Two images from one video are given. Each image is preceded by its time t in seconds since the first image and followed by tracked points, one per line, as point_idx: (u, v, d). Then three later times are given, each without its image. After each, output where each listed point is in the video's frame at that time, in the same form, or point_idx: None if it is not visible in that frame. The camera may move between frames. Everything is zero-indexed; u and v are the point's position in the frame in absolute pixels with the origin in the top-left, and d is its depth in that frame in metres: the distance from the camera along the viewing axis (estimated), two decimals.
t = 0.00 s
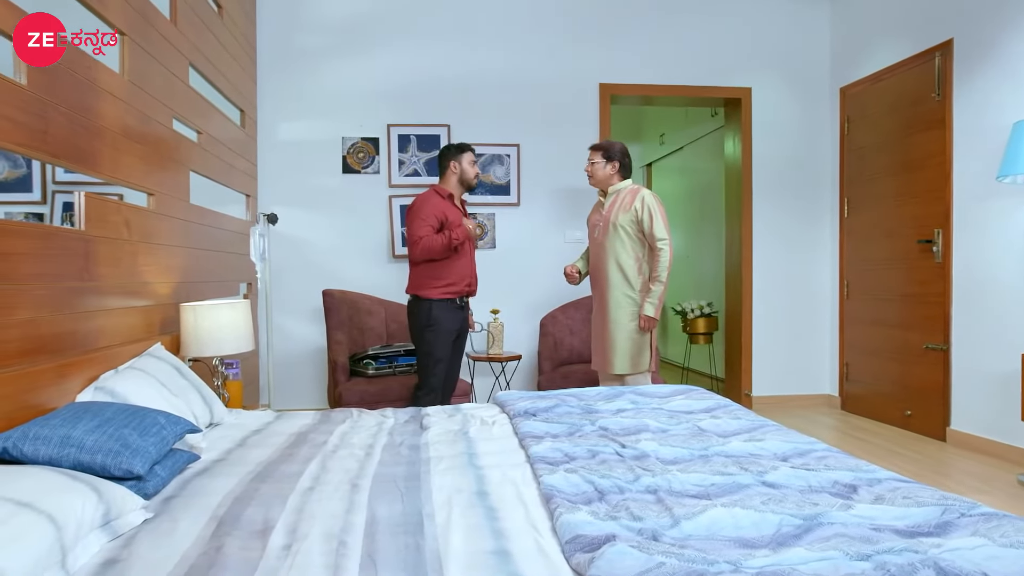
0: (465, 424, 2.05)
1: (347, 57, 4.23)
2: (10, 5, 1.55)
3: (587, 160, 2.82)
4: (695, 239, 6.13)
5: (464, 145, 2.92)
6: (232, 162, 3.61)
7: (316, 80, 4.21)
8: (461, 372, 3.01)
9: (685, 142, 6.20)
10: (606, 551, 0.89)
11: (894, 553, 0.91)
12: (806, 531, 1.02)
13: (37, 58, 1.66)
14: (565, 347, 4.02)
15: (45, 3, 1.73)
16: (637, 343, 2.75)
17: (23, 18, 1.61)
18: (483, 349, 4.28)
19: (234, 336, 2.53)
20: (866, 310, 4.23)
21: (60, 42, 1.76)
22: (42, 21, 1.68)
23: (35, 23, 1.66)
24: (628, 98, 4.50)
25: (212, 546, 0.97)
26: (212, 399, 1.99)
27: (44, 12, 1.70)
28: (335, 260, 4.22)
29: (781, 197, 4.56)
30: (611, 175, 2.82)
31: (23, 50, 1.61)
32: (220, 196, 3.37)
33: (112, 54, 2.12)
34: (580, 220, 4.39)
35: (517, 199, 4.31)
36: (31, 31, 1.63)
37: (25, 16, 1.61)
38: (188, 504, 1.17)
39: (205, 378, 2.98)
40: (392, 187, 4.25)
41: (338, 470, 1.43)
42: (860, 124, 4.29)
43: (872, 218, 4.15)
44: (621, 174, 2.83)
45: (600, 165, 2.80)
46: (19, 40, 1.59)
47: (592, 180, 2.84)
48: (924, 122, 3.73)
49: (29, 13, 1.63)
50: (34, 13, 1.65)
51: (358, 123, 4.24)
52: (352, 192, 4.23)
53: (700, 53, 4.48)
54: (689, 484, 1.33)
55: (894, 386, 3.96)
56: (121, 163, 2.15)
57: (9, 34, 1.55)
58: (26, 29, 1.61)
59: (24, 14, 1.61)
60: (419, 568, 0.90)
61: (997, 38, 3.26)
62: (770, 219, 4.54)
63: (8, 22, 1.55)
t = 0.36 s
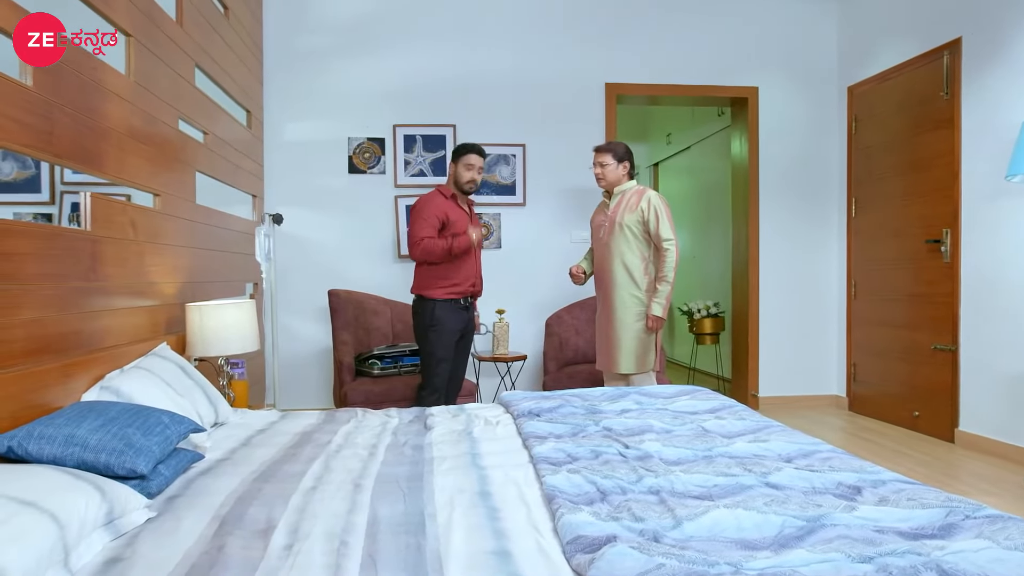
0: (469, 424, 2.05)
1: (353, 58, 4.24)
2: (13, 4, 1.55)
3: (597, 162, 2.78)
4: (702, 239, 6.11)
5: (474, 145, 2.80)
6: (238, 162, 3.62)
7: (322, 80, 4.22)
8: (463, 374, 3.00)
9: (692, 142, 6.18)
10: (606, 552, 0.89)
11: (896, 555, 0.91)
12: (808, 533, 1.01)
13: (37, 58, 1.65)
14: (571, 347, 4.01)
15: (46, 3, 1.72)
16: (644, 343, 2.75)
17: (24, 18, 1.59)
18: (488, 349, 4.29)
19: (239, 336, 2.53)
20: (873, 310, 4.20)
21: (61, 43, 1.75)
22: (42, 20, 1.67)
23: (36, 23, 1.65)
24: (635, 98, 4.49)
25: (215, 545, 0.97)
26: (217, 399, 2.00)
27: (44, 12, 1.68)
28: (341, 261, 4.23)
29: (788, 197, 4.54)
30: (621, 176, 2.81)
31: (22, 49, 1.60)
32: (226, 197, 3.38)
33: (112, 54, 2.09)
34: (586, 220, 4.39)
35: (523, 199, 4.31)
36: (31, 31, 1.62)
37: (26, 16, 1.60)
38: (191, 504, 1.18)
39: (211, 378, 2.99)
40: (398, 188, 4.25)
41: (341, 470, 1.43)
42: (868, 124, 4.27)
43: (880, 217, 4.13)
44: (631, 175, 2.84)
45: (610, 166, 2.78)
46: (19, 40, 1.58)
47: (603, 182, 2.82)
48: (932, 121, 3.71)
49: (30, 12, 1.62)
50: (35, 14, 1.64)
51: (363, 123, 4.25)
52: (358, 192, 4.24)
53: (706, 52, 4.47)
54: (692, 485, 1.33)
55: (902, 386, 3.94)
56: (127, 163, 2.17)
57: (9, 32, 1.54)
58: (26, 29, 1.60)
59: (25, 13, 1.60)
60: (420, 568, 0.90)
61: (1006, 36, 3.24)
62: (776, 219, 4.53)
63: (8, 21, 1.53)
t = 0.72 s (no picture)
0: (472, 424, 2.06)
1: (359, 59, 4.25)
2: (14, 3, 1.54)
3: (602, 163, 2.77)
4: (708, 239, 6.10)
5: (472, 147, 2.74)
6: (244, 162, 3.64)
7: (328, 81, 4.23)
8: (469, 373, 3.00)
9: (698, 142, 6.17)
10: (604, 553, 0.89)
11: (897, 557, 0.91)
12: (809, 535, 1.01)
13: (37, 58, 1.65)
14: (576, 347, 4.01)
15: (46, 3, 1.71)
16: (652, 343, 2.75)
17: (25, 18, 1.59)
18: (493, 349, 4.29)
19: (242, 336, 2.54)
20: (881, 310, 4.18)
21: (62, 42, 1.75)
22: (43, 20, 1.66)
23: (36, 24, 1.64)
24: (640, 98, 4.48)
25: (216, 545, 0.98)
26: (222, 398, 2.01)
27: (44, 11, 1.68)
28: (347, 261, 4.24)
29: (793, 196, 4.52)
30: (626, 177, 2.79)
31: (22, 50, 1.60)
32: (231, 197, 3.39)
33: (112, 54, 2.07)
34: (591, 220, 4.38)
35: (528, 199, 4.31)
36: (31, 32, 1.62)
37: (26, 15, 1.59)
38: (192, 503, 1.18)
39: (216, 377, 3.00)
40: (403, 188, 4.26)
41: (342, 470, 1.43)
42: (875, 123, 4.25)
43: (888, 217, 4.11)
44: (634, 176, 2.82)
45: (615, 168, 2.76)
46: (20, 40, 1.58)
47: (608, 184, 2.80)
48: (940, 120, 3.69)
49: (30, 11, 1.61)
50: (36, 14, 1.63)
51: (369, 123, 4.26)
52: (364, 193, 4.25)
53: (712, 52, 4.46)
54: (693, 486, 1.33)
55: (910, 387, 3.92)
56: (132, 164, 2.18)
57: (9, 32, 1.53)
58: (26, 29, 1.59)
59: (25, 13, 1.60)
60: (421, 568, 0.91)
61: (1014, 35, 3.22)
62: (782, 219, 4.51)
63: (8, 20, 1.53)
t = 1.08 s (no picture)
0: (475, 424, 2.06)
1: (365, 59, 4.26)
2: (13, 2, 1.54)
3: (605, 164, 2.75)
4: (715, 239, 6.09)
5: (481, 151, 2.74)
6: (250, 163, 3.65)
7: (334, 81, 4.24)
8: (474, 373, 3.00)
9: (705, 141, 6.16)
10: (602, 554, 0.89)
11: (898, 560, 0.90)
12: (810, 536, 1.00)
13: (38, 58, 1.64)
14: (581, 348, 4.01)
15: (46, 3, 1.70)
16: (657, 343, 2.75)
17: (26, 18, 1.59)
18: (498, 350, 4.29)
19: (247, 336, 2.54)
20: (888, 311, 4.16)
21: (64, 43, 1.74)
22: (43, 20, 1.66)
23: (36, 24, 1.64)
24: (647, 97, 4.48)
25: (218, 543, 0.98)
26: (227, 398, 2.02)
27: (44, 11, 1.67)
28: (353, 261, 4.25)
29: (801, 196, 4.50)
30: (629, 178, 2.78)
31: (22, 50, 1.59)
32: (237, 197, 3.41)
33: (112, 54, 2.04)
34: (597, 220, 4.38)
35: (534, 199, 4.31)
36: (31, 32, 1.62)
37: (26, 15, 1.59)
38: (194, 502, 1.19)
39: (222, 377, 3.02)
40: (409, 188, 4.27)
41: (344, 470, 1.44)
42: (883, 122, 4.23)
43: (896, 217, 4.08)
44: (638, 177, 2.82)
45: (619, 169, 2.74)
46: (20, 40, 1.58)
47: (611, 185, 2.78)
48: (949, 119, 3.66)
49: (30, 11, 1.61)
50: (36, 14, 1.62)
51: (375, 123, 4.27)
52: (370, 193, 4.26)
53: (718, 51, 4.44)
54: (695, 486, 1.32)
55: (918, 388, 3.90)
56: (138, 165, 2.19)
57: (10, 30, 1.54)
58: (26, 29, 1.59)
59: (25, 13, 1.59)
60: (420, 568, 0.91)
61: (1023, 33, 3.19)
62: (788, 218, 4.49)
63: (8, 20, 1.53)
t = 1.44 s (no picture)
0: (479, 424, 2.06)
1: (371, 59, 4.26)
2: (14, 1, 1.53)
3: (609, 163, 2.76)
4: (722, 239, 6.07)
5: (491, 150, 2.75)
6: (256, 163, 3.67)
7: (341, 81, 4.25)
8: (477, 373, 3.01)
9: (713, 141, 6.14)
10: (600, 555, 0.89)
11: (899, 562, 0.90)
12: (811, 538, 1.00)
13: (38, 58, 1.63)
14: (586, 348, 4.00)
15: (46, 3, 1.69)
16: (661, 344, 2.74)
17: (26, 18, 1.58)
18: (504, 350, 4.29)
19: (252, 336, 2.55)
20: (896, 311, 4.14)
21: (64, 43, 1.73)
22: (44, 20, 1.65)
23: (37, 24, 1.63)
24: (653, 97, 4.47)
25: (218, 543, 0.99)
26: (231, 398, 2.03)
27: (44, 11, 1.66)
28: (359, 261, 4.26)
29: (807, 196, 4.48)
30: (634, 179, 2.77)
31: (22, 49, 1.58)
32: (243, 197, 3.42)
33: (113, 54, 2.02)
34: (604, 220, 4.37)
35: (539, 199, 4.31)
36: (31, 32, 1.61)
37: (27, 15, 1.58)
38: (196, 501, 1.20)
39: (228, 377, 3.03)
40: (415, 188, 4.27)
41: (347, 469, 1.44)
42: (891, 121, 4.20)
43: (904, 216, 4.06)
44: (643, 177, 2.81)
45: (623, 169, 2.74)
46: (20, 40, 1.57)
47: (616, 184, 2.78)
48: (958, 118, 3.64)
49: (31, 11, 1.60)
50: (36, 15, 1.61)
51: (381, 123, 4.27)
52: (376, 193, 4.27)
53: (723, 50, 4.43)
54: (697, 487, 1.32)
55: (926, 389, 3.88)
56: (144, 165, 2.21)
57: (11, 28, 1.53)
58: (26, 29, 1.58)
59: (26, 12, 1.59)
60: (419, 568, 0.91)
61: None
62: (795, 218, 4.48)
63: (8, 20, 1.52)
